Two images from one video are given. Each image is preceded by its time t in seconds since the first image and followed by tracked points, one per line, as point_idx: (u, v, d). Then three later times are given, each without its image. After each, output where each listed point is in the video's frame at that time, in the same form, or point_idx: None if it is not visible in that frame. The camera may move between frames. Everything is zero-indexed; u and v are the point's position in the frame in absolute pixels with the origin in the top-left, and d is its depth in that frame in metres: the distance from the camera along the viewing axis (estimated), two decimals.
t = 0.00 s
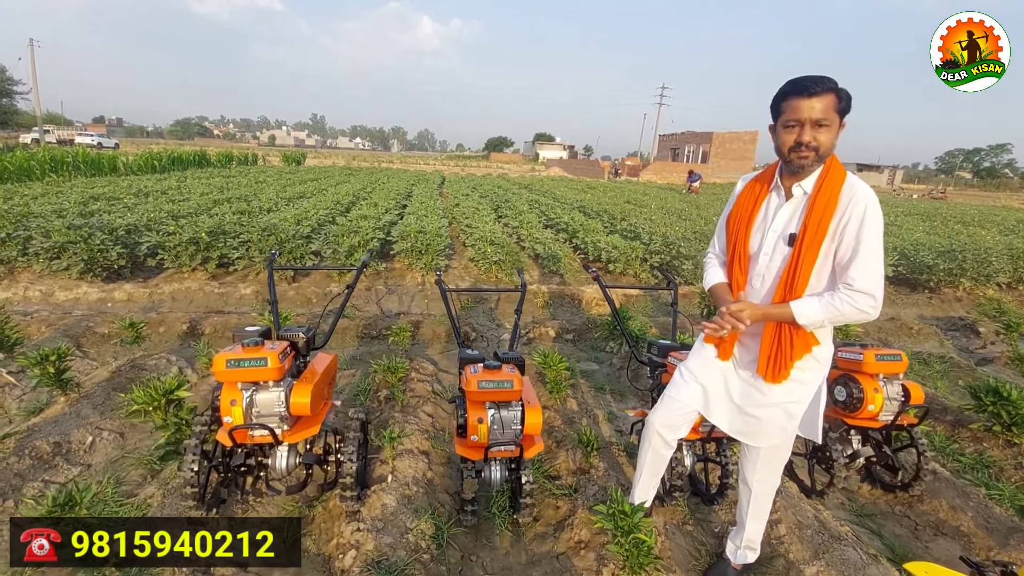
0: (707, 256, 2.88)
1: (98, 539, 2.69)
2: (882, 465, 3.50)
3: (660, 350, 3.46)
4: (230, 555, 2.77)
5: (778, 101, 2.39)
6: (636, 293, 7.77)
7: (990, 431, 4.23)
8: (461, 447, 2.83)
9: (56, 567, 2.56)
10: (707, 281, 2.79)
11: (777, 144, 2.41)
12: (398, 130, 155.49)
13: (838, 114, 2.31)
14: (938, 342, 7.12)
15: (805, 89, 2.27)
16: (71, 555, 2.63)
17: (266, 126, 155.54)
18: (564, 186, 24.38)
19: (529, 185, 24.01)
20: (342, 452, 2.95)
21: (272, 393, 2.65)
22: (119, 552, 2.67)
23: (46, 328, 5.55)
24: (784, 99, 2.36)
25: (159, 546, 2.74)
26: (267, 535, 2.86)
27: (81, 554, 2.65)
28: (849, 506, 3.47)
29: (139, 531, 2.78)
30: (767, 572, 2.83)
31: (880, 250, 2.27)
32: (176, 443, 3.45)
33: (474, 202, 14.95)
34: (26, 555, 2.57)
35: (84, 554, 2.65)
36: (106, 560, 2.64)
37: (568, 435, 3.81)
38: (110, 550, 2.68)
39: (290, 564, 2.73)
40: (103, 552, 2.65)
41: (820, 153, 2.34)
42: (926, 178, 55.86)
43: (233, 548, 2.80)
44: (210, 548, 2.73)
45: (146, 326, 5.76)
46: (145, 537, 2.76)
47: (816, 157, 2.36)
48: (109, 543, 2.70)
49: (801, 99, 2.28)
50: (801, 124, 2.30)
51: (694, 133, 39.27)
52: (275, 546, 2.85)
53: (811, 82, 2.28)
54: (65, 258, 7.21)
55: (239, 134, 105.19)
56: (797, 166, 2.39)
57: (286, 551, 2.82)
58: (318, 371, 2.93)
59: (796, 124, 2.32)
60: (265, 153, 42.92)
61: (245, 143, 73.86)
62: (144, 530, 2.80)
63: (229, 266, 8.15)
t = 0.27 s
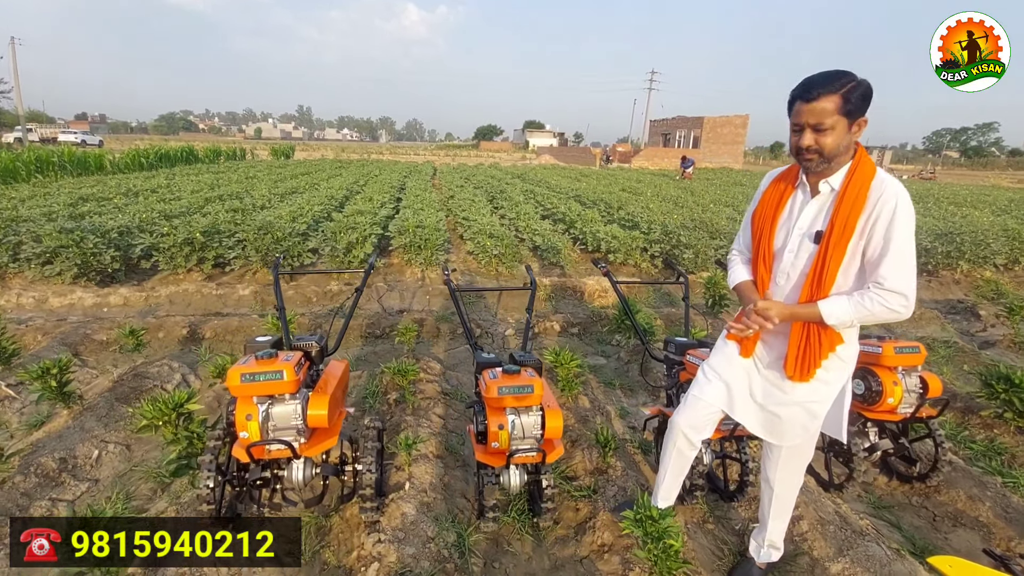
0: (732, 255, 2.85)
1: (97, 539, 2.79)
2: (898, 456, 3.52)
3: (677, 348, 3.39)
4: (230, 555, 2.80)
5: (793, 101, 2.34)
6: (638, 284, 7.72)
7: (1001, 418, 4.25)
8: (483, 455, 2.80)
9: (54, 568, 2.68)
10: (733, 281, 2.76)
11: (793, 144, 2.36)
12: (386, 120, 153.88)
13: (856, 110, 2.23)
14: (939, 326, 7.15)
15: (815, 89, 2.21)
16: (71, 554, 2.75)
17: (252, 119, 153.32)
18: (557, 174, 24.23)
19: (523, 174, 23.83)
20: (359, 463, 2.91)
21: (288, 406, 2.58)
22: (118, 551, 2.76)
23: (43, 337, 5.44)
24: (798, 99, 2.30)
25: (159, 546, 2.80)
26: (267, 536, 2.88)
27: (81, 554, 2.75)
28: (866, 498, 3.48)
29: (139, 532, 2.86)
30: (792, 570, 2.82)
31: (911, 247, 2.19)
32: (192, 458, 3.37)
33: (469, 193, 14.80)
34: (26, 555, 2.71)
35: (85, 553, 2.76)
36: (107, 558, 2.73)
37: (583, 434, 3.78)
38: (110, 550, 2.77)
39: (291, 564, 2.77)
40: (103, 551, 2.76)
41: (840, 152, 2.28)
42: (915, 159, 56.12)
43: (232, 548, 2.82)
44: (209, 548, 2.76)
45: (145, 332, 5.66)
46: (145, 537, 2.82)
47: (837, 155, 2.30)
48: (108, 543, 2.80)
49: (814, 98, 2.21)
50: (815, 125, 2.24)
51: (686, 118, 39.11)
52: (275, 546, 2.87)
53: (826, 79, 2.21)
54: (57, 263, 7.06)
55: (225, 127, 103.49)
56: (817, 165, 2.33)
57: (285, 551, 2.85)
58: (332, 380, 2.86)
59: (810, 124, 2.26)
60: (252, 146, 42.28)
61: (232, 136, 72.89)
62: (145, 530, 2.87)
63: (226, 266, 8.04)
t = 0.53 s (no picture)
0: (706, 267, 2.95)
1: (98, 539, 2.91)
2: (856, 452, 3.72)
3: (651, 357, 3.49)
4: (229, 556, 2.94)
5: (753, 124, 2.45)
6: (605, 287, 7.86)
7: (945, 411, 4.53)
8: (466, 472, 2.82)
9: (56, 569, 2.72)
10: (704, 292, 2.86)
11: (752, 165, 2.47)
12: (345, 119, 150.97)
13: (809, 133, 2.33)
14: (887, 323, 7.56)
15: (769, 114, 2.32)
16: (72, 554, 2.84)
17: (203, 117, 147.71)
18: (522, 176, 24.33)
19: (487, 175, 23.82)
20: (341, 484, 2.92)
21: (265, 432, 2.52)
22: (118, 551, 2.88)
23: None
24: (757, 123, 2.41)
25: (159, 546, 2.91)
26: (266, 536, 2.95)
27: (82, 554, 2.86)
28: (828, 494, 3.66)
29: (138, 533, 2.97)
30: (764, 568, 2.95)
31: (860, 263, 2.27)
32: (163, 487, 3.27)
33: (433, 196, 14.71)
34: (26, 555, 2.74)
35: (84, 554, 2.87)
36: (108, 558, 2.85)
37: (560, 443, 3.85)
38: (110, 550, 2.89)
39: (287, 565, 2.92)
40: (103, 551, 2.87)
41: (795, 172, 2.37)
42: (859, 159, 58.92)
43: (231, 548, 2.96)
44: (210, 548, 2.89)
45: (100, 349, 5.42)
46: (145, 537, 2.94)
47: (793, 176, 2.39)
48: (108, 543, 2.91)
49: (769, 122, 2.32)
50: (768, 147, 2.35)
51: (645, 120, 39.91)
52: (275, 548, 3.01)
53: (781, 105, 2.32)
54: None
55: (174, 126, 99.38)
56: (773, 185, 2.43)
57: (283, 553, 2.98)
58: (309, 402, 2.82)
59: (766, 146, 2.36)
60: (204, 146, 40.75)
61: (182, 135, 70.06)
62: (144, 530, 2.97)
63: (183, 276, 7.77)
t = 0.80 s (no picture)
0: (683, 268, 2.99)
1: (97, 539, 2.89)
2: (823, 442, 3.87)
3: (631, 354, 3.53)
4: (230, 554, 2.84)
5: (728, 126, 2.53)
6: (575, 286, 7.92)
7: (900, 399, 4.75)
8: (451, 474, 2.79)
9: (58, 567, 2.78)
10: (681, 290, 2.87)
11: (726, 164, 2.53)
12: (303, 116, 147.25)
13: (784, 133, 2.44)
14: (841, 318, 7.91)
15: (744, 114, 2.40)
16: (71, 554, 2.86)
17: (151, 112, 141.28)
18: (487, 175, 24.31)
19: (451, 175, 23.70)
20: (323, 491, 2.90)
21: (245, 440, 2.43)
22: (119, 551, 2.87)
23: None
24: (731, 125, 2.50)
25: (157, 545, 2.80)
26: (266, 537, 2.84)
27: (82, 554, 2.86)
28: (797, 482, 3.80)
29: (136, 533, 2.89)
30: (743, 557, 3.04)
31: (827, 255, 2.32)
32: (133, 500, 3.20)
33: (399, 195, 14.52)
34: (26, 555, 2.79)
35: (85, 553, 2.88)
36: (109, 559, 2.86)
37: (541, 441, 3.87)
38: (111, 549, 2.88)
39: (287, 564, 2.89)
40: (103, 551, 2.86)
41: (766, 170, 2.44)
42: (808, 161, 61.47)
43: (231, 548, 2.86)
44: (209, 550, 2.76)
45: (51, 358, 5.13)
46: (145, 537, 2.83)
47: (764, 175, 2.46)
48: (108, 543, 2.89)
49: (743, 122, 2.41)
50: (741, 146, 2.42)
51: (606, 121, 40.51)
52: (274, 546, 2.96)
53: (753, 107, 2.41)
54: None
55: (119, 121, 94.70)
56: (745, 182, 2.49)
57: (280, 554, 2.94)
58: (287, 408, 2.72)
59: (741, 143, 2.43)
60: (154, 143, 39.02)
61: (128, 131, 66.87)
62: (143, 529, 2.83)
63: (138, 279, 7.44)
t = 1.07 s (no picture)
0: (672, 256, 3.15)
1: (97, 539, 2.95)
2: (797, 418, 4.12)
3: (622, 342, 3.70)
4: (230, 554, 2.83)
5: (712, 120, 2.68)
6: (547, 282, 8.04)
7: (858, 376, 5.07)
8: (461, 463, 2.84)
9: (56, 566, 2.91)
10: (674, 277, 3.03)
11: (713, 156, 2.69)
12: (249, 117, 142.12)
13: (764, 123, 2.60)
14: (797, 306, 8.35)
15: (728, 109, 2.55)
16: (71, 554, 2.97)
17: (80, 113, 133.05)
18: (447, 175, 24.20)
19: (411, 175, 23.47)
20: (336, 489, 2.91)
21: (257, 439, 2.40)
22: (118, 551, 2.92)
23: None
24: (715, 119, 2.65)
25: (156, 547, 2.79)
26: (266, 537, 2.71)
27: (82, 553, 2.96)
28: (775, 457, 4.03)
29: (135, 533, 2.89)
30: (734, 527, 3.22)
31: (812, 235, 2.53)
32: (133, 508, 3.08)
33: (360, 196, 14.29)
34: (26, 555, 2.92)
35: (85, 553, 2.96)
36: (108, 558, 2.94)
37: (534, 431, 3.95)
38: (110, 549, 2.95)
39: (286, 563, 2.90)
40: (103, 551, 2.94)
41: (751, 160, 2.61)
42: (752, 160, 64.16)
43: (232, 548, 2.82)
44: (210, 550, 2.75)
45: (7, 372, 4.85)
46: (144, 538, 2.81)
47: (749, 164, 2.63)
48: (107, 542, 2.96)
49: (727, 116, 2.56)
50: (727, 138, 2.58)
51: (561, 121, 41.01)
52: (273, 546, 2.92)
53: (735, 101, 2.57)
54: None
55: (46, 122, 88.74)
56: (733, 172, 2.65)
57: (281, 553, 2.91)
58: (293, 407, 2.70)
59: (727, 136, 2.59)
60: (88, 144, 36.79)
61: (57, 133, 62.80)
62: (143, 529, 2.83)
63: (93, 287, 7.09)
